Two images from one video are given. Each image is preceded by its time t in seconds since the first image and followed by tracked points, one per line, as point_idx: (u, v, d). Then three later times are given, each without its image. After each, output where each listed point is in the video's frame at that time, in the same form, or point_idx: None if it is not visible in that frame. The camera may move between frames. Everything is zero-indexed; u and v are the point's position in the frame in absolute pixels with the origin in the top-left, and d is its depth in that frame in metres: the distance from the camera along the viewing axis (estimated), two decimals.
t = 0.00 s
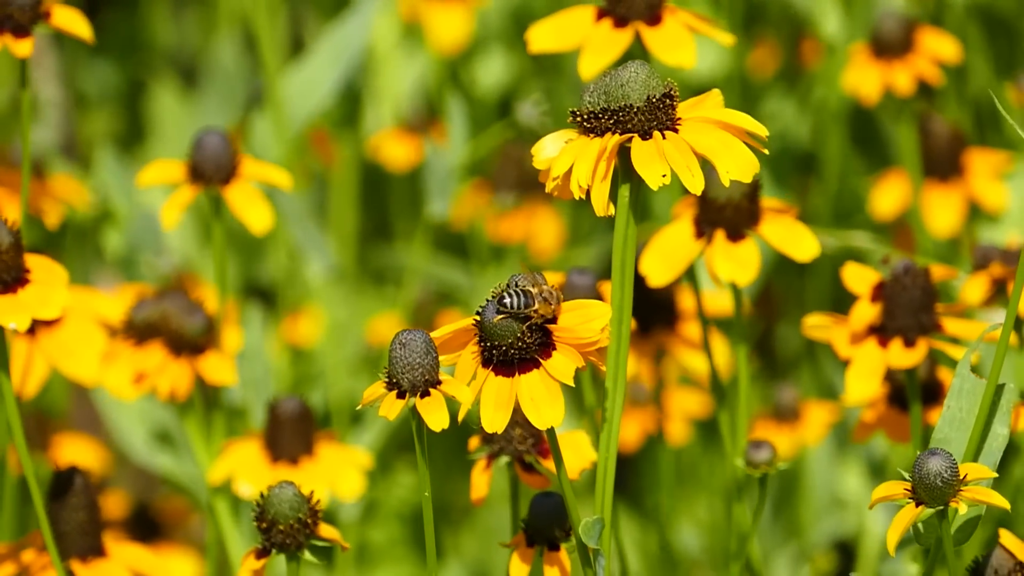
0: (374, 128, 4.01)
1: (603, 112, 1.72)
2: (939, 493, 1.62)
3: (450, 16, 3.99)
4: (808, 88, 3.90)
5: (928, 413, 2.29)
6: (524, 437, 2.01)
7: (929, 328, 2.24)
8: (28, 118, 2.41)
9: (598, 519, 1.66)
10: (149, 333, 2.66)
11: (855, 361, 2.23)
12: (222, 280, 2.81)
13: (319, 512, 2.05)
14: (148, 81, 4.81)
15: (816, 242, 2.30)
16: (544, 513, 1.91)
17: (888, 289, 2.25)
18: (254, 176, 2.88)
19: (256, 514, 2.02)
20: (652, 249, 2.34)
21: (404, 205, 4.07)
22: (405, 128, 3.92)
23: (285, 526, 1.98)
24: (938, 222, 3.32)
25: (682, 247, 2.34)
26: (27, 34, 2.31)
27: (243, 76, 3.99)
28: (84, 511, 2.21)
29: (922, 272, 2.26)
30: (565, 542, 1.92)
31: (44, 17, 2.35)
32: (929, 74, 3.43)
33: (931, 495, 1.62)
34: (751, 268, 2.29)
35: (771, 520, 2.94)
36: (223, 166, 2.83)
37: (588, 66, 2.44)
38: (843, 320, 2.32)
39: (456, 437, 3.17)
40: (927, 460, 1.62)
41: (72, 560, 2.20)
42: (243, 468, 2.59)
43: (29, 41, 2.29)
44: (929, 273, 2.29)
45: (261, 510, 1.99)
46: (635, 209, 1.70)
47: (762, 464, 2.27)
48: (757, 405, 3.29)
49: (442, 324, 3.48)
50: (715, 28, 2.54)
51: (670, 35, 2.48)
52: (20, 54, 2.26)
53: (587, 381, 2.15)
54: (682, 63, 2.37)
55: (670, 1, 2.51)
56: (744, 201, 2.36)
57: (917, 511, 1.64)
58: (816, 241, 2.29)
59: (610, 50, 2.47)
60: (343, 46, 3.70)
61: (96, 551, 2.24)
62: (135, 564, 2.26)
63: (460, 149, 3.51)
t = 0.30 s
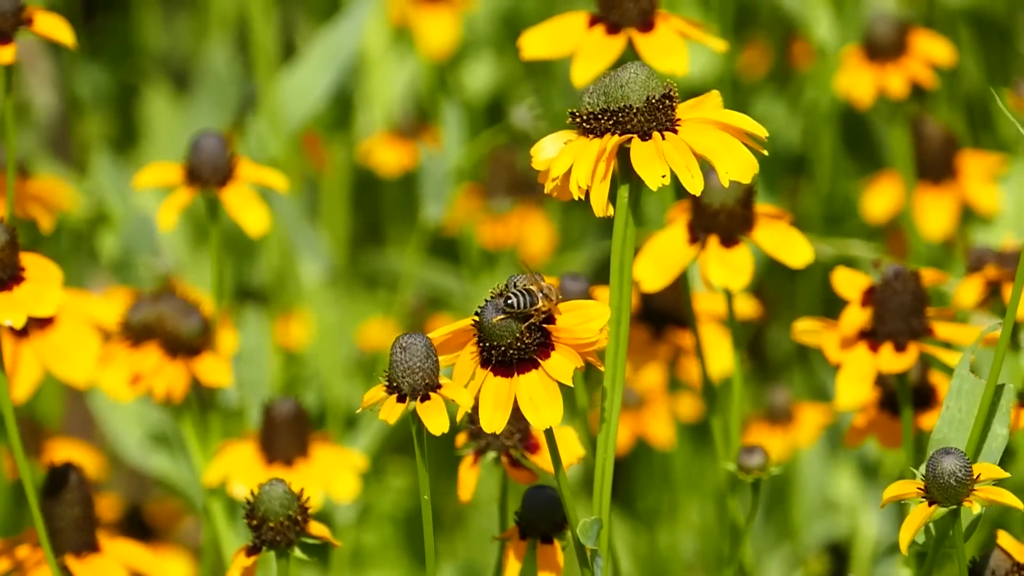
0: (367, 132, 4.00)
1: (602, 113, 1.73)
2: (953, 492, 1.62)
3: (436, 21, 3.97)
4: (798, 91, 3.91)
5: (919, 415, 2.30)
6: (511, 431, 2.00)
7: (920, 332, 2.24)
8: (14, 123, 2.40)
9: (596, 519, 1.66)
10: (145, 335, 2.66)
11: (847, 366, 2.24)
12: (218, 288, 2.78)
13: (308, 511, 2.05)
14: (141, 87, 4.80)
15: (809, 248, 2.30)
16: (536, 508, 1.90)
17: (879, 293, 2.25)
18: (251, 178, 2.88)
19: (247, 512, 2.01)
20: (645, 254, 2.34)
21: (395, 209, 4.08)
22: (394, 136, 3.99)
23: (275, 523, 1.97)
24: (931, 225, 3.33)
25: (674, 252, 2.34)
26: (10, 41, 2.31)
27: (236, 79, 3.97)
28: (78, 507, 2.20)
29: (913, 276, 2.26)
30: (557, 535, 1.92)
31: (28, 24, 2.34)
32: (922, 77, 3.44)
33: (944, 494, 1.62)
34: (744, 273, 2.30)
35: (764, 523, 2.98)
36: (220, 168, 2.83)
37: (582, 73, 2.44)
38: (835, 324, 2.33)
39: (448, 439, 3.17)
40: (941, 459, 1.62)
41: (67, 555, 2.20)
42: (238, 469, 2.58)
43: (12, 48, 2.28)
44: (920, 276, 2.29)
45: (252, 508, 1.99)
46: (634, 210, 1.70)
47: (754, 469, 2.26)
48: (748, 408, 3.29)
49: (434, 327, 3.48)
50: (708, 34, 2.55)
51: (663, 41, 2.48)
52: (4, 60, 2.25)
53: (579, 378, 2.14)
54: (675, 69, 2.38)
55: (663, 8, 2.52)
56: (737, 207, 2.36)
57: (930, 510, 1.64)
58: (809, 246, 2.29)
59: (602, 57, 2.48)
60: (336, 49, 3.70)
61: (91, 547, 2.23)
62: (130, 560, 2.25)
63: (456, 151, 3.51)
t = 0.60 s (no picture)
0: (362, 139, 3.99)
1: (602, 116, 1.72)
2: (965, 493, 1.62)
3: (429, 27, 3.95)
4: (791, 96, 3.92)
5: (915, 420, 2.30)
6: (504, 431, 2.00)
7: (918, 339, 2.25)
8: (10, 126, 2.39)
9: (594, 523, 1.65)
10: (139, 340, 2.64)
11: (846, 374, 2.22)
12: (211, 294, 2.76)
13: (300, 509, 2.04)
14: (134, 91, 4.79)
15: (805, 253, 2.30)
16: (528, 506, 1.90)
17: (878, 300, 2.25)
18: (244, 184, 2.87)
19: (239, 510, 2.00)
20: (642, 259, 2.34)
21: (388, 214, 4.07)
22: (388, 144, 4.01)
23: (267, 521, 1.96)
24: (925, 231, 3.33)
25: (671, 257, 2.34)
26: (7, 42, 2.29)
27: (230, 85, 3.96)
28: (74, 502, 2.20)
29: (912, 283, 2.26)
30: (552, 534, 1.92)
31: (25, 25, 2.33)
32: (916, 83, 3.45)
33: (956, 495, 1.62)
34: (739, 278, 2.30)
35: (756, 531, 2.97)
36: (213, 174, 2.82)
37: (576, 81, 2.44)
38: (832, 330, 2.33)
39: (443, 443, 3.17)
40: (953, 460, 1.62)
41: (63, 551, 2.19)
42: (231, 473, 2.57)
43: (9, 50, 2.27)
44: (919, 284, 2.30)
45: (244, 506, 1.98)
46: (633, 213, 1.70)
47: (753, 477, 2.26)
48: (741, 412, 3.29)
49: (427, 330, 3.48)
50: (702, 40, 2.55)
51: (656, 48, 2.48)
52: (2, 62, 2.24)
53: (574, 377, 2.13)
54: (669, 76, 2.37)
55: (657, 15, 2.52)
56: (732, 212, 2.36)
57: (942, 512, 1.64)
58: (805, 251, 2.29)
59: (597, 64, 2.48)
60: (329, 53, 3.71)
61: (86, 542, 2.23)
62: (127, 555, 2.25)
63: (458, 158, 3.48)
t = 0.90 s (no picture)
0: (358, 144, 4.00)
1: (601, 120, 1.72)
2: (971, 497, 1.61)
3: (426, 31, 3.95)
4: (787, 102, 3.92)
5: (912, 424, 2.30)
6: (506, 434, 2.01)
7: (916, 340, 2.24)
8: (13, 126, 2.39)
9: (593, 528, 1.65)
10: (133, 347, 2.63)
11: (844, 375, 2.23)
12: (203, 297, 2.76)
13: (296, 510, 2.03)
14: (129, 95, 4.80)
15: (803, 257, 2.29)
16: (523, 510, 1.89)
17: (876, 302, 2.25)
18: (236, 189, 2.87)
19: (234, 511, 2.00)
20: (640, 262, 2.34)
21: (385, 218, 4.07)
22: (386, 149, 3.98)
23: (263, 522, 1.96)
24: (923, 235, 3.33)
25: (669, 260, 2.34)
26: (12, 42, 2.29)
27: (225, 89, 3.98)
28: (74, 500, 2.20)
29: (910, 285, 2.27)
30: (547, 539, 1.91)
31: (30, 24, 2.34)
32: (914, 87, 3.45)
33: (962, 498, 1.62)
34: (738, 281, 2.30)
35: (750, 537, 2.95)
36: (205, 180, 2.83)
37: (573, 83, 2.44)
38: (831, 332, 2.32)
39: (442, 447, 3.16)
40: (960, 463, 1.62)
41: (62, 549, 2.18)
42: (225, 480, 2.56)
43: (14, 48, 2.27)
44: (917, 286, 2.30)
45: (240, 507, 1.97)
46: (632, 218, 1.70)
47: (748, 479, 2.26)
48: (738, 417, 3.29)
49: (425, 334, 3.48)
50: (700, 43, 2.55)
51: (654, 50, 2.48)
52: (7, 61, 2.24)
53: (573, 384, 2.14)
54: (667, 78, 2.37)
55: (655, 17, 2.52)
56: (731, 215, 2.36)
57: (947, 514, 1.64)
58: (803, 254, 2.29)
59: (595, 66, 2.48)
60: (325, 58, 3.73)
61: (85, 541, 2.22)
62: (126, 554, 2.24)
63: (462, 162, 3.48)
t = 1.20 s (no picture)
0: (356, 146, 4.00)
1: (597, 124, 1.73)
2: (964, 499, 1.62)
3: (427, 32, 3.94)
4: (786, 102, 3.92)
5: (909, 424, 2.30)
6: (508, 435, 1.99)
7: (912, 338, 2.25)
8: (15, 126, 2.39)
9: (590, 531, 1.65)
10: (125, 352, 2.64)
11: (839, 373, 2.23)
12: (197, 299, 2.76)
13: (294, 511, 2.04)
14: (126, 96, 4.80)
15: (802, 254, 2.30)
16: (520, 517, 1.89)
17: (872, 300, 2.26)
18: (228, 193, 2.88)
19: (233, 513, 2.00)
20: (639, 261, 2.35)
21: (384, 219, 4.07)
22: (385, 150, 3.97)
23: (261, 524, 1.96)
24: (921, 237, 3.34)
25: (667, 259, 2.35)
26: (13, 42, 2.29)
27: (224, 90, 4.03)
28: (74, 499, 2.20)
29: (906, 283, 2.27)
30: (543, 545, 1.91)
31: (32, 25, 2.34)
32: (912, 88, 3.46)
33: (956, 501, 1.62)
34: (737, 280, 2.30)
35: (748, 539, 2.96)
36: (197, 184, 2.83)
37: (572, 78, 2.44)
38: (827, 331, 2.33)
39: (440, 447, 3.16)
40: (953, 466, 1.62)
41: (62, 548, 2.19)
42: (219, 484, 2.56)
43: (15, 49, 2.27)
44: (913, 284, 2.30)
45: (238, 508, 1.98)
46: (628, 221, 1.70)
47: (749, 477, 2.26)
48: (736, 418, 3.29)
49: (424, 335, 3.48)
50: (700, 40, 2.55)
51: (654, 47, 2.49)
52: (8, 62, 2.24)
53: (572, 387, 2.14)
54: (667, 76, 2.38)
55: (654, 14, 2.52)
56: (730, 214, 2.36)
57: (941, 518, 1.64)
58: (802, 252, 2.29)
59: (594, 64, 2.48)
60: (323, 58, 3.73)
61: (85, 540, 2.22)
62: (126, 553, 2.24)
63: (463, 162, 3.48)
